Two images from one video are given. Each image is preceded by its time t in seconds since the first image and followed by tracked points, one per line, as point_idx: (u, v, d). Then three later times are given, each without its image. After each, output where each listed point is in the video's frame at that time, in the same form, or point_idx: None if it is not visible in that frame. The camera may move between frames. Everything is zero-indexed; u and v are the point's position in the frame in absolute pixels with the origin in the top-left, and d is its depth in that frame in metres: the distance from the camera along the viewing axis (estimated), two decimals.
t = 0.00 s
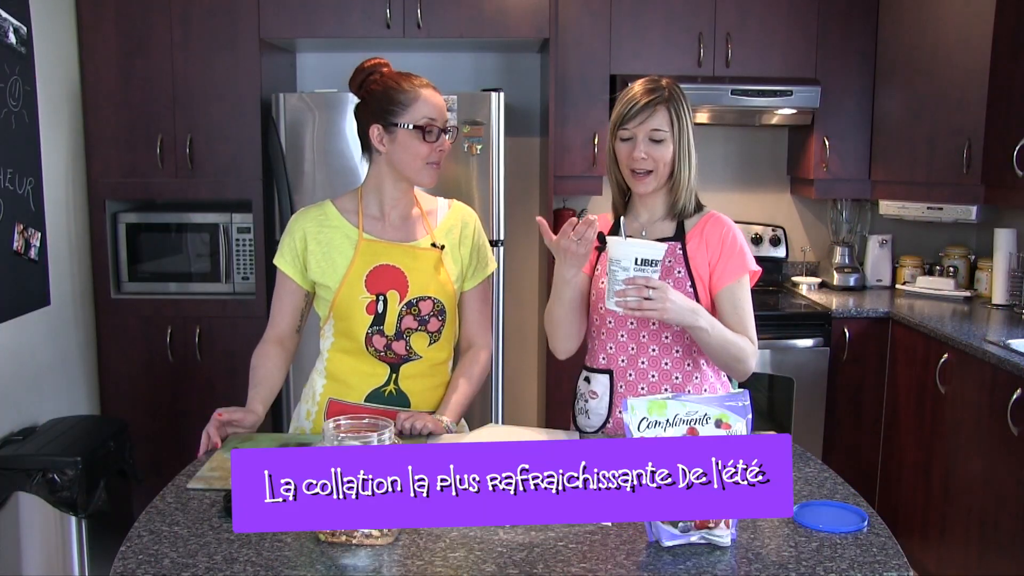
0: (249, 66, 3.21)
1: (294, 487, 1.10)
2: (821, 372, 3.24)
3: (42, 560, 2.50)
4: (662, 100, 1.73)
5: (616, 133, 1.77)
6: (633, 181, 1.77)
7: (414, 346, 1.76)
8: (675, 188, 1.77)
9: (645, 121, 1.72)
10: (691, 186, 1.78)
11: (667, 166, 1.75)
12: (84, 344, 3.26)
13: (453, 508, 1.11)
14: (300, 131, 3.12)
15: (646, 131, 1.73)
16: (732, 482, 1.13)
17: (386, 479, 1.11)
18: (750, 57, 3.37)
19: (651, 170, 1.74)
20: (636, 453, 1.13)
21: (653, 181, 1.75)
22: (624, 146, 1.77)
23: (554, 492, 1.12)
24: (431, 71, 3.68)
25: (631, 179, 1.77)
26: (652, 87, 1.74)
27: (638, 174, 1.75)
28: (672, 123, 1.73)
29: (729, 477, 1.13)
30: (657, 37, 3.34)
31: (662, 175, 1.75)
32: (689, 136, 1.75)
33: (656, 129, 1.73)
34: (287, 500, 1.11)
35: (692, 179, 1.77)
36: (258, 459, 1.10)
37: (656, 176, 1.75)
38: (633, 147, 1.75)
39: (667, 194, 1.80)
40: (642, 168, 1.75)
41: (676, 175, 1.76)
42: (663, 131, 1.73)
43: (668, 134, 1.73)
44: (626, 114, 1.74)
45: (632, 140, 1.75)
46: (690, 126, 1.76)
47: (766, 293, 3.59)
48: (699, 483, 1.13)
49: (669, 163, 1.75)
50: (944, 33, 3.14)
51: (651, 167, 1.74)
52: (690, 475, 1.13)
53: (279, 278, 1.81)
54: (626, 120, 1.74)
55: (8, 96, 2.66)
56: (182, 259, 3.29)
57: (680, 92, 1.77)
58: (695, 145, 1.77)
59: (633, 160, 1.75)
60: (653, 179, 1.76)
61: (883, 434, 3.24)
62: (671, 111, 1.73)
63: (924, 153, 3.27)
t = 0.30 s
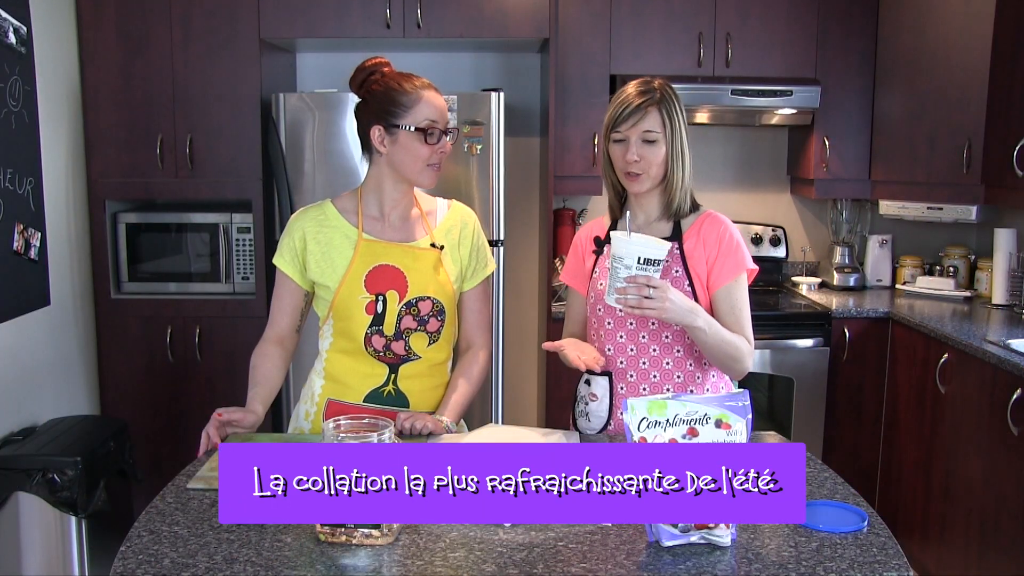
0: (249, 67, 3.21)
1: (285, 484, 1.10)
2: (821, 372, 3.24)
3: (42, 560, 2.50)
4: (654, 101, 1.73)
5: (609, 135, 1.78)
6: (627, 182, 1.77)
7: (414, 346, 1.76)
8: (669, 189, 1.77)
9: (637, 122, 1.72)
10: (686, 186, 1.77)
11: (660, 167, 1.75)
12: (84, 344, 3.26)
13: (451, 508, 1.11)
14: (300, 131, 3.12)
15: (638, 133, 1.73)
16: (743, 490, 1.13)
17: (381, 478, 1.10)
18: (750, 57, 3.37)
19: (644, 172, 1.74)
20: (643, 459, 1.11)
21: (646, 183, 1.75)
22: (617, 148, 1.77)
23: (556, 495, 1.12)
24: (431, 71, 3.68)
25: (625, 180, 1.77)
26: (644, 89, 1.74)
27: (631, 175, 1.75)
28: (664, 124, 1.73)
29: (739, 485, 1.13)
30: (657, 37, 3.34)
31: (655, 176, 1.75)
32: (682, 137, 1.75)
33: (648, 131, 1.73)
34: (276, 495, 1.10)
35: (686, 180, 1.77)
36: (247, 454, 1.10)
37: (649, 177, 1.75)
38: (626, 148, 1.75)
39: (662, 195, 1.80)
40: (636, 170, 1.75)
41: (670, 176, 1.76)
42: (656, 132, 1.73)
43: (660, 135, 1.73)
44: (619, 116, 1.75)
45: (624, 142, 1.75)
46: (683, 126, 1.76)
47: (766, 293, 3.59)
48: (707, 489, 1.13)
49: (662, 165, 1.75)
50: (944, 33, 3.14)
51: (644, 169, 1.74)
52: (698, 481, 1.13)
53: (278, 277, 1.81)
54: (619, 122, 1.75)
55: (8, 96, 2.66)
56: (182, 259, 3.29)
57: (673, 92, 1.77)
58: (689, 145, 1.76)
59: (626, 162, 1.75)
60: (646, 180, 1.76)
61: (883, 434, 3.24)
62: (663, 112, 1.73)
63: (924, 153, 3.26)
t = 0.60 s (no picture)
0: (249, 66, 3.21)
1: (285, 483, 1.10)
2: (821, 372, 3.24)
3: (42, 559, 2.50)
4: (650, 100, 1.72)
5: (604, 133, 1.77)
6: (621, 181, 1.76)
7: (414, 346, 1.76)
8: (664, 188, 1.77)
9: (633, 120, 1.72)
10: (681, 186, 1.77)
11: (655, 166, 1.75)
12: (84, 344, 3.26)
13: (451, 508, 1.11)
14: (300, 131, 3.12)
15: (633, 131, 1.73)
16: (743, 490, 1.13)
17: (381, 478, 1.10)
18: (750, 57, 3.37)
19: (639, 170, 1.74)
20: (643, 460, 1.11)
21: (641, 182, 1.75)
22: (612, 146, 1.76)
23: (556, 495, 1.12)
24: (431, 71, 3.68)
25: (620, 179, 1.77)
26: (640, 87, 1.74)
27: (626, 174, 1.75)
28: (660, 123, 1.73)
29: (739, 485, 1.13)
30: (657, 37, 3.34)
31: (650, 175, 1.75)
32: (678, 136, 1.74)
33: (644, 129, 1.72)
34: (276, 495, 1.10)
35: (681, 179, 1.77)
36: (247, 454, 1.10)
37: (644, 176, 1.75)
38: (622, 146, 1.74)
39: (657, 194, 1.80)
40: (631, 168, 1.74)
41: (665, 175, 1.75)
42: (651, 130, 1.73)
43: (656, 134, 1.73)
44: (614, 114, 1.74)
45: (620, 139, 1.75)
46: (679, 125, 1.75)
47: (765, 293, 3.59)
48: (707, 490, 1.13)
49: (657, 164, 1.75)
50: (943, 33, 3.14)
51: (639, 167, 1.74)
52: (698, 481, 1.13)
53: (278, 277, 1.81)
54: (614, 119, 1.74)
55: (8, 95, 2.66)
56: (182, 259, 3.29)
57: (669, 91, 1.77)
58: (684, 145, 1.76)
59: (621, 160, 1.75)
60: (641, 179, 1.75)
61: (883, 434, 3.24)
62: (659, 110, 1.72)
63: (925, 153, 3.26)
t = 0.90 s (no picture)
0: (249, 66, 3.21)
1: (284, 483, 1.10)
2: (821, 372, 3.24)
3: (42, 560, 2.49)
4: (656, 100, 1.72)
5: (608, 132, 1.75)
6: (626, 181, 1.75)
7: (414, 346, 1.76)
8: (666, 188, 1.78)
9: (641, 121, 1.71)
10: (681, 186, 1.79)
11: (660, 167, 1.75)
12: (84, 344, 3.26)
13: (451, 508, 1.11)
14: (300, 131, 3.12)
15: (641, 132, 1.72)
16: (743, 490, 1.13)
17: (381, 478, 1.10)
18: (750, 57, 3.37)
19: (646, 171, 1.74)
20: (643, 460, 1.11)
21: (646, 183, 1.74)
22: (617, 145, 1.75)
23: (556, 494, 1.12)
24: (431, 71, 3.68)
25: (624, 179, 1.75)
26: (645, 87, 1.73)
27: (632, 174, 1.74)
28: (666, 124, 1.73)
29: (739, 484, 1.13)
30: (658, 36, 3.34)
31: (656, 175, 1.75)
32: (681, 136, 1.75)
33: (652, 129, 1.72)
34: (276, 495, 1.10)
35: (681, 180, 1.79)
36: (247, 454, 1.10)
37: (649, 176, 1.75)
38: (628, 146, 1.73)
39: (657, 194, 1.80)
40: (637, 168, 1.74)
41: (669, 176, 1.76)
42: (658, 131, 1.72)
43: (662, 134, 1.73)
44: (621, 114, 1.72)
45: (626, 140, 1.73)
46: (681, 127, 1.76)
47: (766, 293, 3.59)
48: (707, 489, 1.13)
49: (662, 164, 1.75)
50: (943, 32, 3.14)
51: (646, 168, 1.73)
52: (698, 481, 1.13)
53: (279, 277, 1.81)
54: (621, 120, 1.73)
55: (8, 95, 2.66)
56: (182, 259, 3.29)
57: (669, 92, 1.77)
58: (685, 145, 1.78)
59: (627, 160, 1.73)
60: (647, 179, 1.75)
61: (883, 434, 3.24)
62: (665, 111, 1.72)
63: (925, 153, 3.26)
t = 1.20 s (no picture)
0: (249, 67, 3.21)
1: (284, 483, 1.10)
2: (822, 372, 3.24)
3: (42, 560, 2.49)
4: (664, 98, 1.71)
5: (615, 130, 1.73)
6: (635, 180, 1.74)
7: (414, 346, 1.76)
8: (672, 187, 1.78)
9: (650, 118, 1.70)
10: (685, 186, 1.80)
11: (667, 166, 1.75)
12: (84, 344, 3.26)
13: (451, 508, 1.11)
14: (301, 131, 3.12)
15: (650, 129, 1.71)
16: (743, 490, 1.13)
17: (381, 478, 1.10)
18: (750, 57, 3.37)
19: (655, 169, 1.73)
20: (643, 460, 1.11)
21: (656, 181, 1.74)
22: (625, 143, 1.73)
23: (556, 494, 1.12)
24: (431, 71, 3.68)
25: (632, 178, 1.74)
26: (650, 85, 1.72)
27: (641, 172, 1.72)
28: (673, 121, 1.73)
29: (739, 484, 1.13)
30: (657, 36, 3.33)
31: (664, 174, 1.74)
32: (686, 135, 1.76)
33: (660, 127, 1.71)
34: (275, 494, 1.10)
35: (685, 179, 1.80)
36: (247, 454, 1.10)
37: (657, 175, 1.74)
38: (637, 145, 1.72)
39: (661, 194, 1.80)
40: (646, 167, 1.73)
41: (675, 175, 1.77)
42: (666, 129, 1.72)
43: (670, 132, 1.73)
44: (630, 112, 1.70)
45: (634, 137, 1.72)
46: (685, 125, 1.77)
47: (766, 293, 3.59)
48: (707, 489, 1.13)
49: (669, 162, 1.75)
50: (943, 32, 3.14)
51: (655, 166, 1.73)
52: (697, 481, 1.13)
53: (280, 276, 1.81)
54: (629, 118, 1.71)
55: (8, 96, 2.66)
56: (182, 259, 3.29)
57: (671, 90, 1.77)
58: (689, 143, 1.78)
59: (636, 158, 1.72)
60: (654, 178, 1.74)
61: (883, 434, 3.24)
62: (673, 109, 1.72)
63: (925, 153, 3.26)
